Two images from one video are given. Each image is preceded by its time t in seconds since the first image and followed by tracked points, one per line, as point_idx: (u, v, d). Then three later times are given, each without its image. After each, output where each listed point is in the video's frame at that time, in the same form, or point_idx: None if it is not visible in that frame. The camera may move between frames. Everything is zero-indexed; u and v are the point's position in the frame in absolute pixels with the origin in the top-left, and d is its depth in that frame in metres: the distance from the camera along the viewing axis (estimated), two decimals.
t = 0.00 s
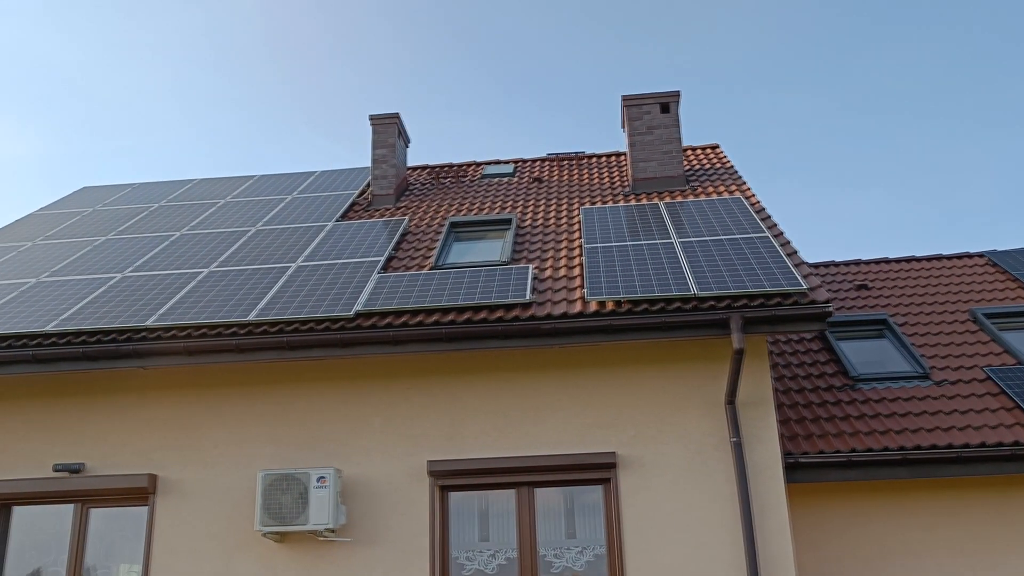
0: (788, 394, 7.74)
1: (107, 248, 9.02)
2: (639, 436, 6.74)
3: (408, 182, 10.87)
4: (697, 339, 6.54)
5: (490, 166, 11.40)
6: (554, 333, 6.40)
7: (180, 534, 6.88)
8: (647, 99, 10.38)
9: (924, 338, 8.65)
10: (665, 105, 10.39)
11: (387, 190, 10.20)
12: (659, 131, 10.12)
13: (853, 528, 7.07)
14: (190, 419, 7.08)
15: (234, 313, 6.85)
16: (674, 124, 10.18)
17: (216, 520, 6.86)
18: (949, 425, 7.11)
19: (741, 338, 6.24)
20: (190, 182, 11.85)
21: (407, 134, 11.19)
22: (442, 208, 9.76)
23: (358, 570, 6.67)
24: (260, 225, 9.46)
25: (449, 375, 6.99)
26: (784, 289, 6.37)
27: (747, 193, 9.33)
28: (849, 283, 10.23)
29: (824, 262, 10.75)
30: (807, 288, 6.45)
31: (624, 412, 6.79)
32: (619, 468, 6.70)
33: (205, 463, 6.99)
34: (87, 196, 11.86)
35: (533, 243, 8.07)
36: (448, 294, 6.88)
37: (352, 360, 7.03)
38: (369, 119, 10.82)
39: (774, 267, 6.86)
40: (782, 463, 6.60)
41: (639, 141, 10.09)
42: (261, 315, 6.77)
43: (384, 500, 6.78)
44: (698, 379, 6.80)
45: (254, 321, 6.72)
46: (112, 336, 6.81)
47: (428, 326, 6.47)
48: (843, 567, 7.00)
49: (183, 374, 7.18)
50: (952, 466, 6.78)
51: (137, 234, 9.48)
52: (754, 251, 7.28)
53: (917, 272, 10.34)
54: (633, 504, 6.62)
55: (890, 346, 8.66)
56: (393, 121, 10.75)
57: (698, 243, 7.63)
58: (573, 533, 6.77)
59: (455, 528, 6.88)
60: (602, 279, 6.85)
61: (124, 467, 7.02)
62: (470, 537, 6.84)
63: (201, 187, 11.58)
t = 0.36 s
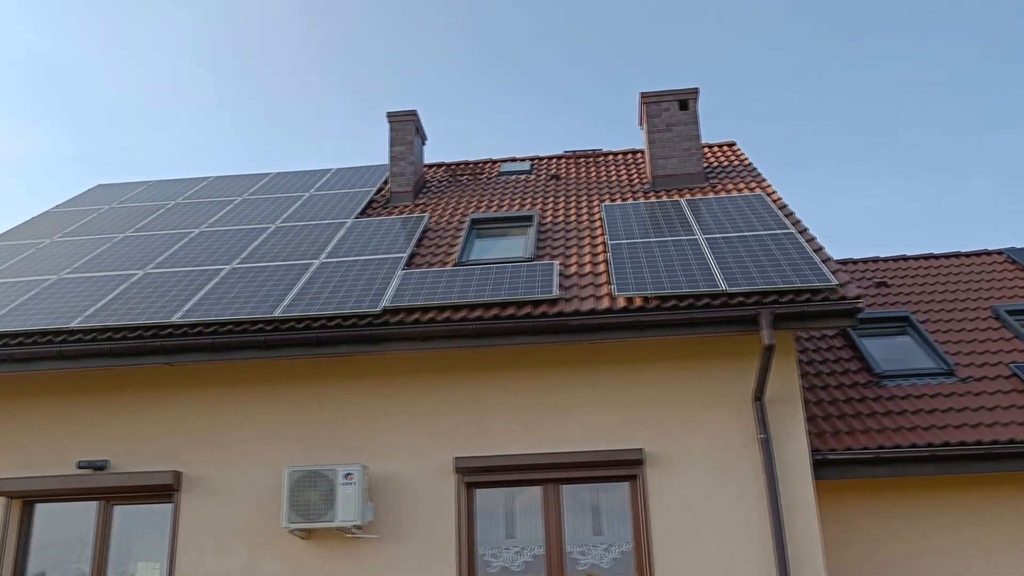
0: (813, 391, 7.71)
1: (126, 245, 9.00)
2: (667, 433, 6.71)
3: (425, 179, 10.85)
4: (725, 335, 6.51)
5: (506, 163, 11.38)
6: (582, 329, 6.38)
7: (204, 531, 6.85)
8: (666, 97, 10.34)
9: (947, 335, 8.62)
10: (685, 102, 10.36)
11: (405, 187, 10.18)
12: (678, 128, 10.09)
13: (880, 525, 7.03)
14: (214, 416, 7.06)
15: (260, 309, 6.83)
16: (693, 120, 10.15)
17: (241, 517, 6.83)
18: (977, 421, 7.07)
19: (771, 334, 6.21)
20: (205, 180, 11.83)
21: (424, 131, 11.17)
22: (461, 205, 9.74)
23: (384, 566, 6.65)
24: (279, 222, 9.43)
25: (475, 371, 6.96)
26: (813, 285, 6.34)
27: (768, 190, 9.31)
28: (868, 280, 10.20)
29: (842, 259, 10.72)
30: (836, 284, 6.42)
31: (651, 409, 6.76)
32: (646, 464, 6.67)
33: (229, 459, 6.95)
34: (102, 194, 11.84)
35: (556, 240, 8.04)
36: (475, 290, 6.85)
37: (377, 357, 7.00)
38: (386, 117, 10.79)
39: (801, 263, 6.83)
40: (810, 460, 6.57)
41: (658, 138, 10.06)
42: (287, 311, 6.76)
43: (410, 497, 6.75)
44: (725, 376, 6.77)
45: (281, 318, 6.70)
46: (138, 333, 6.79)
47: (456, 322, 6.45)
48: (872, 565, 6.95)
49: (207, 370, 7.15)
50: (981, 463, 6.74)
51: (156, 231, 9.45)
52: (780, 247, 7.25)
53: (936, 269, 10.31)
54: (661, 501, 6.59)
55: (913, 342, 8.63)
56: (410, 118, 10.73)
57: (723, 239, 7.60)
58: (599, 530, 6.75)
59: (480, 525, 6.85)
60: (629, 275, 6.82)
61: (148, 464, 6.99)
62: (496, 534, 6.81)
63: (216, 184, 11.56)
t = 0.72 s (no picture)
0: (838, 392, 7.70)
1: (146, 246, 8.98)
2: (695, 434, 6.69)
3: (442, 180, 10.85)
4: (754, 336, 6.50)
5: (523, 164, 11.38)
6: (612, 330, 6.37)
7: (230, 533, 6.83)
8: (684, 97, 10.34)
9: (968, 336, 8.60)
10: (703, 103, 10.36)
11: (422, 188, 10.19)
12: (696, 129, 10.09)
13: (907, 526, 7.01)
14: (239, 417, 7.04)
15: (287, 310, 6.82)
16: (711, 121, 10.14)
17: (266, 519, 6.81)
18: (1004, 422, 7.06)
19: (801, 334, 6.20)
20: (221, 181, 11.81)
21: (440, 132, 11.16)
22: (480, 206, 9.74)
23: (411, 568, 6.62)
24: (299, 222, 9.42)
25: (501, 373, 6.94)
26: (843, 286, 6.33)
27: (787, 191, 9.31)
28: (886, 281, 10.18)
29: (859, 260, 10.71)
30: (866, 284, 6.40)
31: (679, 410, 6.75)
32: (674, 466, 6.65)
33: (255, 461, 6.93)
34: (117, 195, 11.82)
35: (579, 241, 8.03)
36: (502, 291, 6.84)
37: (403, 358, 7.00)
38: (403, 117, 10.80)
39: (829, 263, 6.81)
40: (838, 461, 6.53)
41: (677, 139, 10.06)
42: (315, 312, 6.74)
43: (436, 498, 6.71)
44: (753, 377, 6.75)
45: (308, 319, 6.69)
46: (164, 334, 6.78)
47: (485, 323, 6.45)
48: (899, 566, 6.93)
49: (232, 371, 7.14)
50: (1009, 463, 6.73)
51: (174, 232, 9.44)
52: (806, 248, 7.23)
53: (954, 270, 10.30)
54: (689, 502, 6.57)
55: (935, 343, 8.61)
56: (427, 119, 10.72)
57: (748, 240, 7.59)
58: (626, 532, 6.73)
59: (507, 527, 6.83)
60: (656, 276, 6.81)
61: (173, 465, 6.97)
62: (522, 536, 6.79)
63: (232, 185, 11.54)
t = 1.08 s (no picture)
0: (862, 389, 7.67)
1: (164, 242, 8.94)
2: (722, 430, 6.66)
3: (457, 177, 10.85)
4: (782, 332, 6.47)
5: (537, 161, 11.37)
6: (639, 326, 6.37)
7: (254, 531, 6.79)
8: (701, 94, 10.33)
9: (990, 333, 8.57)
10: (720, 99, 10.34)
11: (439, 184, 10.21)
12: (714, 126, 10.06)
13: (933, 524, 6.98)
14: (262, 414, 7.00)
15: (312, 307, 6.80)
16: (729, 118, 10.12)
17: (291, 517, 6.78)
18: None
19: (830, 331, 6.17)
20: (234, 178, 11.78)
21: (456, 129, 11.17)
22: (498, 203, 9.73)
23: (437, 566, 6.59)
24: (316, 218, 9.39)
25: (525, 369, 6.90)
26: (872, 281, 6.29)
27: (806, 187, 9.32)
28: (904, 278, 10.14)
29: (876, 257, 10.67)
30: (895, 280, 6.36)
31: (705, 407, 6.72)
32: (701, 462, 6.62)
33: (278, 458, 6.90)
34: (130, 191, 11.78)
35: (600, 237, 8.01)
36: (528, 288, 6.83)
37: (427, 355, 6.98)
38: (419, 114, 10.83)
39: (856, 259, 6.78)
40: (866, 457, 6.52)
41: (694, 135, 10.04)
42: (341, 308, 6.75)
43: (462, 496, 6.70)
44: (780, 373, 6.72)
45: (334, 315, 6.68)
46: (189, 330, 6.77)
47: (513, 319, 6.47)
48: (925, 564, 6.89)
49: (254, 368, 7.10)
50: None
51: (191, 229, 9.39)
52: (832, 243, 7.19)
53: (972, 267, 10.26)
54: (716, 500, 6.54)
55: (957, 339, 8.58)
56: (444, 115, 10.76)
57: (773, 235, 7.55)
58: (651, 529, 6.70)
59: (531, 524, 6.79)
60: (683, 272, 6.79)
61: (196, 462, 6.94)
62: (547, 533, 6.76)
63: (246, 182, 11.51)
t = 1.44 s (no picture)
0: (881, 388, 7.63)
1: (175, 239, 8.86)
2: (744, 430, 6.61)
3: (469, 175, 10.84)
4: (805, 331, 6.43)
5: (548, 159, 11.38)
6: (663, 324, 6.32)
7: (272, 531, 6.72)
8: (715, 92, 10.31)
9: (1007, 333, 8.54)
10: (734, 97, 10.32)
11: (452, 182, 10.19)
12: (729, 124, 10.04)
13: (955, 524, 6.93)
14: (279, 413, 6.93)
15: (331, 304, 6.75)
16: (743, 116, 10.10)
17: (309, 516, 6.72)
18: None
19: (857, 329, 6.11)
20: (243, 175, 11.70)
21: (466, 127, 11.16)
22: (512, 201, 9.71)
23: (456, 566, 6.53)
24: (328, 215, 9.32)
25: (545, 367, 6.85)
26: (897, 279, 6.24)
27: (821, 186, 9.31)
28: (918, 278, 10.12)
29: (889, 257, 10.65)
30: (921, 278, 6.31)
31: (727, 406, 6.67)
32: (722, 462, 6.57)
33: (295, 456, 6.83)
34: (138, 188, 11.69)
35: (618, 235, 7.97)
36: (549, 285, 6.79)
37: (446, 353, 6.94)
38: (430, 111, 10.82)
39: (880, 257, 6.73)
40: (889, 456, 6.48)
41: (708, 134, 10.02)
42: (360, 305, 6.69)
43: (481, 495, 6.64)
44: (802, 372, 6.68)
45: (354, 312, 6.63)
46: (207, 328, 6.70)
47: (535, 316, 6.44)
48: (948, 565, 6.84)
49: (271, 366, 7.04)
50: None
51: (202, 225, 9.31)
52: (854, 241, 7.15)
53: (985, 267, 10.24)
54: (739, 500, 6.48)
55: (975, 339, 8.54)
56: (455, 113, 10.76)
57: (793, 234, 7.50)
58: (672, 529, 6.65)
59: (551, 524, 6.73)
60: (705, 270, 6.75)
61: (212, 461, 6.87)
62: (567, 533, 6.70)
63: (255, 180, 11.43)
